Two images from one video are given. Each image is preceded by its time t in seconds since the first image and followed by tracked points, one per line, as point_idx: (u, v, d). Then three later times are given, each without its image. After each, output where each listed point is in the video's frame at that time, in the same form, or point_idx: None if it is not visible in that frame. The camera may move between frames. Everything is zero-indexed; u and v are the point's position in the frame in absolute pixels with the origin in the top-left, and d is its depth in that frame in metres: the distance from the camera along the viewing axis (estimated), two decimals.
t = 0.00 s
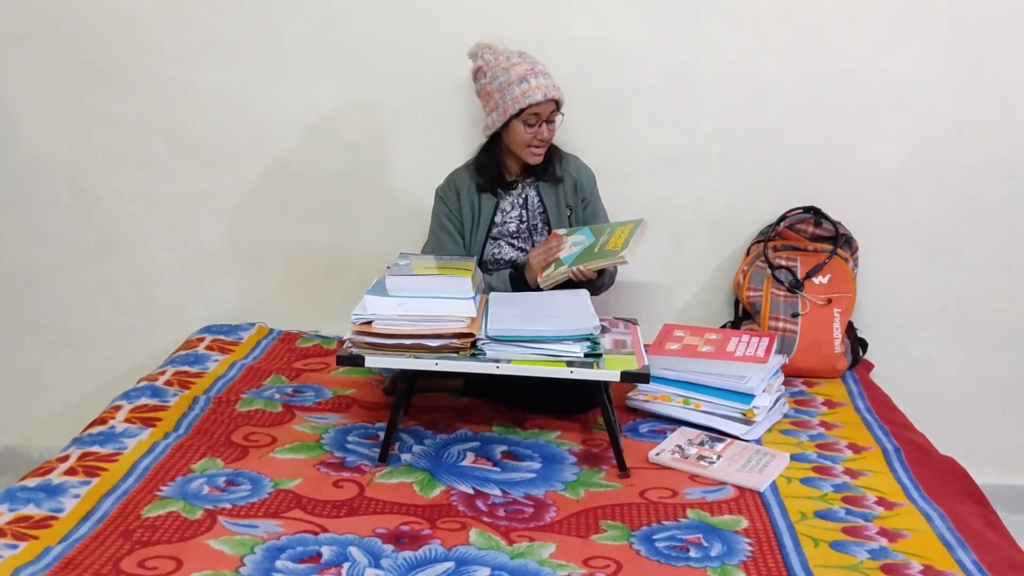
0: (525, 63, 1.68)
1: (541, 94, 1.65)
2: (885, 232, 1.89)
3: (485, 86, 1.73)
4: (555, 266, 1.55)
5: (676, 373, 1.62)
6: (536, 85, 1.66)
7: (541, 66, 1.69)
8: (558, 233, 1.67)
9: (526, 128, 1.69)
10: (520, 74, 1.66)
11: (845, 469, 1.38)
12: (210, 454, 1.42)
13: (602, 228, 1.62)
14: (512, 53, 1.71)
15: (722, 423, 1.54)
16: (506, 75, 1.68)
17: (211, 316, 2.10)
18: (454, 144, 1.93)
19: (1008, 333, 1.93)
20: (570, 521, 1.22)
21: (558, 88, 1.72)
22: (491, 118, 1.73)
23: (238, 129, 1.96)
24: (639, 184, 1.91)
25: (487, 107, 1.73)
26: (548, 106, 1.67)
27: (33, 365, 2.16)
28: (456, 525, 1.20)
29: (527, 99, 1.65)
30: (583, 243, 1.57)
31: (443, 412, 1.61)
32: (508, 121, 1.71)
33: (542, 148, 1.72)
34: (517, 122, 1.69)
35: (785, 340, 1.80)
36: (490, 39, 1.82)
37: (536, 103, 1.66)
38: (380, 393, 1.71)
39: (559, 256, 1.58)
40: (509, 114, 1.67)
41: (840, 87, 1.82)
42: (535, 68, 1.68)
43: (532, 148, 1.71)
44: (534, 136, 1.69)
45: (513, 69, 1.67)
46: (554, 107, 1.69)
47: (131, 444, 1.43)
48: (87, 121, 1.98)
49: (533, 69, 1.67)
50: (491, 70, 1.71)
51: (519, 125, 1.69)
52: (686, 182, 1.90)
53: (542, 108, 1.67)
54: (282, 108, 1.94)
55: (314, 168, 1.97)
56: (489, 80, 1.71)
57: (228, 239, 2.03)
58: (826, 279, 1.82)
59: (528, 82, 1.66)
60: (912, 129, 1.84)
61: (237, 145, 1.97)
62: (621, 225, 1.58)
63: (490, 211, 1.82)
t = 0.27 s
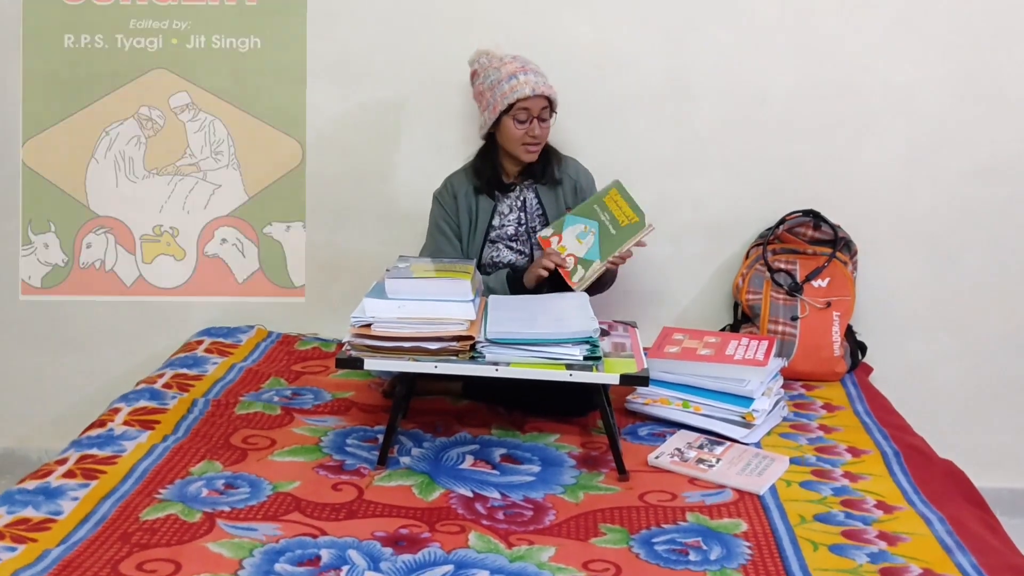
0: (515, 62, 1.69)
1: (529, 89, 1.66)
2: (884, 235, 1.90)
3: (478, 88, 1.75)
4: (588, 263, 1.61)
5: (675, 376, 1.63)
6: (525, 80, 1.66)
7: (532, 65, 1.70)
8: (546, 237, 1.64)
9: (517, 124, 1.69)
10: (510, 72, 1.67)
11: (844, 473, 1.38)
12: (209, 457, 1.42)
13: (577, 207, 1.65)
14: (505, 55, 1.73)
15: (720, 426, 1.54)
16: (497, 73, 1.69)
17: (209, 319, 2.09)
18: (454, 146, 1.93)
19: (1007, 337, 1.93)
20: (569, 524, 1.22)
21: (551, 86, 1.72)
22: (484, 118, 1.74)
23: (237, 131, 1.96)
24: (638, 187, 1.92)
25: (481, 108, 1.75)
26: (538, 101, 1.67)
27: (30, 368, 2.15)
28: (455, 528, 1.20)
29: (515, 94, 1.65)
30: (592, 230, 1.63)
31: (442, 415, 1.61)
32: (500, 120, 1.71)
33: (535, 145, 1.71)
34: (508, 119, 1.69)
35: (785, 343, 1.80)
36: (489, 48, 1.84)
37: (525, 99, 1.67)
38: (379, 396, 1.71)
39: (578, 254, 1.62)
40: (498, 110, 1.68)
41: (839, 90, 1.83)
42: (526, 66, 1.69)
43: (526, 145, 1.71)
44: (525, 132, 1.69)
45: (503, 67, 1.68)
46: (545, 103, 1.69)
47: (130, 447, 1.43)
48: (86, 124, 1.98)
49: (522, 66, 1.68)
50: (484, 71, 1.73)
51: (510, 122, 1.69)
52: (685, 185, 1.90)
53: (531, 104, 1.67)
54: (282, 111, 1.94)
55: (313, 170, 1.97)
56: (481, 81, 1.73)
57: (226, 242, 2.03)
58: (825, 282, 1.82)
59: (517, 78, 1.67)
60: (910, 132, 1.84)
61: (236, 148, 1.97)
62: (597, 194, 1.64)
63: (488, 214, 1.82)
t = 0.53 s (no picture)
0: (505, 63, 1.73)
1: (508, 86, 1.68)
2: (884, 239, 1.90)
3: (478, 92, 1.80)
4: (596, 256, 1.61)
5: (676, 379, 1.63)
6: (505, 77, 1.69)
7: (522, 64, 1.72)
8: (542, 254, 1.63)
9: (502, 121, 1.71)
10: (495, 72, 1.71)
11: (845, 476, 1.38)
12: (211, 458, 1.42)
13: (553, 215, 1.67)
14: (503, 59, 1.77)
15: (723, 430, 1.54)
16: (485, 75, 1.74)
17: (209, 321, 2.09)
18: (454, 148, 1.93)
19: (1007, 340, 1.93)
20: (571, 527, 1.21)
21: (543, 84, 1.72)
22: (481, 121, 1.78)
23: (238, 134, 1.96)
24: (639, 190, 1.92)
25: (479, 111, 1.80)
26: (517, 97, 1.68)
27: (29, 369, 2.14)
28: (457, 531, 1.20)
29: (494, 92, 1.69)
30: (581, 227, 1.64)
31: (443, 418, 1.61)
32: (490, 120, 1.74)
33: (522, 140, 1.71)
34: (495, 118, 1.72)
35: (785, 346, 1.80)
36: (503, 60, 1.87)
37: (506, 95, 1.69)
38: (379, 399, 1.71)
39: (580, 252, 1.62)
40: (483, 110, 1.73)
41: (839, 93, 1.83)
42: (513, 65, 1.71)
43: (513, 142, 1.72)
44: (509, 128, 1.70)
45: (491, 68, 1.73)
46: (528, 98, 1.70)
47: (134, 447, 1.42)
48: (86, 126, 1.98)
49: (508, 65, 1.70)
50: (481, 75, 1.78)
51: (496, 120, 1.72)
52: (686, 188, 1.91)
53: (512, 100, 1.69)
54: (283, 113, 1.94)
55: (314, 173, 1.97)
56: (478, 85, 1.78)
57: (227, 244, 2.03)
58: (826, 286, 1.82)
59: (500, 76, 1.70)
60: (910, 135, 1.84)
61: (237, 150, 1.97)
62: (564, 196, 1.68)
63: (492, 219, 1.81)
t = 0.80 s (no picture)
0: (509, 71, 1.69)
1: (512, 100, 1.66)
2: (886, 242, 1.90)
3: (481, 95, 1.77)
4: (600, 264, 1.61)
5: (678, 383, 1.63)
6: (510, 91, 1.67)
7: (527, 72, 1.69)
8: (546, 266, 1.63)
9: (506, 136, 1.70)
10: (499, 82, 1.68)
11: (848, 479, 1.38)
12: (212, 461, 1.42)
13: (553, 225, 1.66)
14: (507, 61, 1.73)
15: (725, 433, 1.54)
16: (490, 83, 1.71)
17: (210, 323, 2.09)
18: (456, 151, 1.93)
19: (1009, 344, 1.93)
20: (573, 530, 1.21)
21: (547, 94, 1.70)
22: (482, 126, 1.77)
23: (240, 136, 1.96)
24: (641, 193, 1.92)
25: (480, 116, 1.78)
26: (522, 112, 1.67)
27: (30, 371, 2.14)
28: (460, 535, 1.20)
29: (498, 106, 1.67)
30: (583, 236, 1.64)
31: (446, 421, 1.62)
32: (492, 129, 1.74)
33: (525, 154, 1.72)
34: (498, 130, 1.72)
35: (787, 349, 1.80)
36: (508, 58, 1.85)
37: (510, 109, 1.68)
38: (381, 401, 1.71)
39: (583, 261, 1.63)
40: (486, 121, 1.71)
41: (840, 96, 1.83)
42: (518, 75, 1.68)
43: (517, 156, 1.72)
44: (512, 142, 1.70)
45: (495, 77, 1.70)
46: (532, 112, 1.69)
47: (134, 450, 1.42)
48: (89, 128, 1.99)
49: (513, 76, 1.68)
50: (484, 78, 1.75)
51: (498, 132, 1.71)
52: (687, 191, 1.91)
53: (516, 114, 1.68)
54: (285, 115, 1.94)
55: (316, 175, 1.97)
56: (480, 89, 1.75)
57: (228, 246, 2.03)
58: (828, 289, 1.82)
59: (505, 88, 1.68)
60: (912, 139, 1.84)
61: (239, 152, 1.98)
62: (563, 204, 1.66)
63: (494, 222, 1.82)
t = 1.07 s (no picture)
0: (509, 75, 1.69)
1: (513, 106, 1.66)
2: (886, 244, 1.90)
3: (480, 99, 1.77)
4: (601, 269, 1.61)
5: (678, 385, 1.62)
6: (510, 97, 1.67)
7: (526, 77, 1.69)
8: (546, 270, 1.62)
9: (506, 141, 1.71)
10: (499, 87, 1.68)
11: (849, 482, 1.38)
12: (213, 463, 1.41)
13: (553, 229, 1.66)
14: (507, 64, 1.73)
15: (725, 436, 1.54)
16: (490, 87, 1.71)
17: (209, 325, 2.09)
18: (456, 153, 1.93)
19: (1008, 347, 1.93)
20: (574, 533, 1.21)
21: (547, 99, 1.70)
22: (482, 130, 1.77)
23: (239, 137, 1.96)
24: (641, 196, 1.92)
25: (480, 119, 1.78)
26: (523, 118, 1.67)
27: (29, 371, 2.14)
28: (460, 537, 1.19)
29: (499, 112, 1.67)
30: (583, 240, 1.64)
31: (446, 423, 1.61)
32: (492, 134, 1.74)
33: (525, 159, 1.72)
34: (498, 134, 1.72)
35: (787, 352, 1.80)
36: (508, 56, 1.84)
37: (511, 115, 1.68)
38: (381, 404, 1.71)
39: (584, 266, 1.62)
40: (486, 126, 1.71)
41: (841, 98, 1.83)
42: (518, 80, 1.68)
43: (517, 160, 1.73)
44: (512, 148, 1.70)
45: (495, 82, 1.69)
46: (533, 118, 1.69)
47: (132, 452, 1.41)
48: (89, 129, 1.98)
49: (513, 81, 1.67)
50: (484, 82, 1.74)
51: (498, 137, 1.72)
52: (688, 194, 1.91)
53: (517, 120, 1.68)
54: (285, 117, 1.94)
55: (316, 177, 1.97)
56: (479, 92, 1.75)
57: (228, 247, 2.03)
58: (828, 291, 1.82)
59: (505, 94, 1.67)
60: (912, 141, 1.85)
61: (239, 154, 1.97)
62: (563, 208, 1.67)
63: (495, 226, 1.82)
